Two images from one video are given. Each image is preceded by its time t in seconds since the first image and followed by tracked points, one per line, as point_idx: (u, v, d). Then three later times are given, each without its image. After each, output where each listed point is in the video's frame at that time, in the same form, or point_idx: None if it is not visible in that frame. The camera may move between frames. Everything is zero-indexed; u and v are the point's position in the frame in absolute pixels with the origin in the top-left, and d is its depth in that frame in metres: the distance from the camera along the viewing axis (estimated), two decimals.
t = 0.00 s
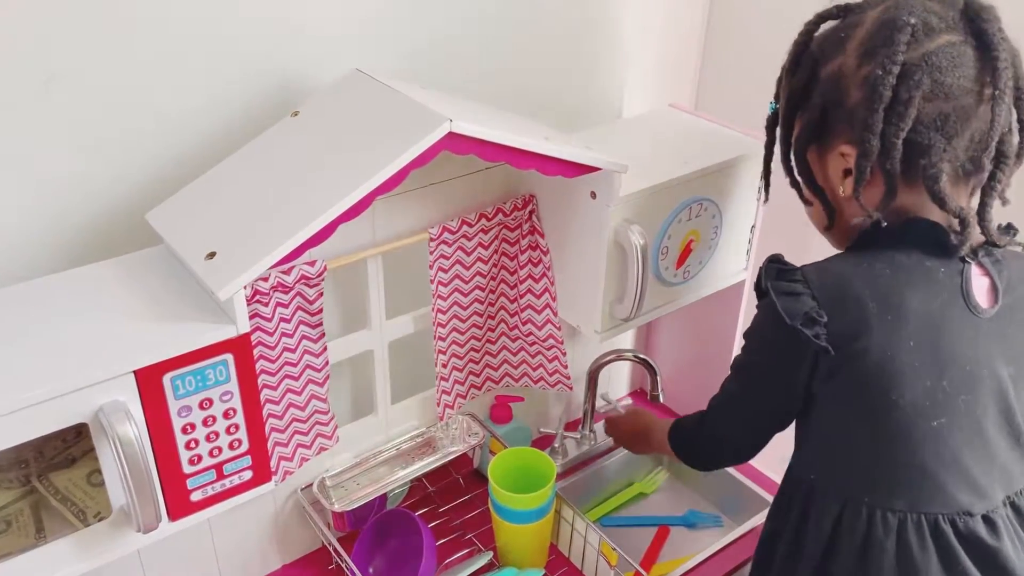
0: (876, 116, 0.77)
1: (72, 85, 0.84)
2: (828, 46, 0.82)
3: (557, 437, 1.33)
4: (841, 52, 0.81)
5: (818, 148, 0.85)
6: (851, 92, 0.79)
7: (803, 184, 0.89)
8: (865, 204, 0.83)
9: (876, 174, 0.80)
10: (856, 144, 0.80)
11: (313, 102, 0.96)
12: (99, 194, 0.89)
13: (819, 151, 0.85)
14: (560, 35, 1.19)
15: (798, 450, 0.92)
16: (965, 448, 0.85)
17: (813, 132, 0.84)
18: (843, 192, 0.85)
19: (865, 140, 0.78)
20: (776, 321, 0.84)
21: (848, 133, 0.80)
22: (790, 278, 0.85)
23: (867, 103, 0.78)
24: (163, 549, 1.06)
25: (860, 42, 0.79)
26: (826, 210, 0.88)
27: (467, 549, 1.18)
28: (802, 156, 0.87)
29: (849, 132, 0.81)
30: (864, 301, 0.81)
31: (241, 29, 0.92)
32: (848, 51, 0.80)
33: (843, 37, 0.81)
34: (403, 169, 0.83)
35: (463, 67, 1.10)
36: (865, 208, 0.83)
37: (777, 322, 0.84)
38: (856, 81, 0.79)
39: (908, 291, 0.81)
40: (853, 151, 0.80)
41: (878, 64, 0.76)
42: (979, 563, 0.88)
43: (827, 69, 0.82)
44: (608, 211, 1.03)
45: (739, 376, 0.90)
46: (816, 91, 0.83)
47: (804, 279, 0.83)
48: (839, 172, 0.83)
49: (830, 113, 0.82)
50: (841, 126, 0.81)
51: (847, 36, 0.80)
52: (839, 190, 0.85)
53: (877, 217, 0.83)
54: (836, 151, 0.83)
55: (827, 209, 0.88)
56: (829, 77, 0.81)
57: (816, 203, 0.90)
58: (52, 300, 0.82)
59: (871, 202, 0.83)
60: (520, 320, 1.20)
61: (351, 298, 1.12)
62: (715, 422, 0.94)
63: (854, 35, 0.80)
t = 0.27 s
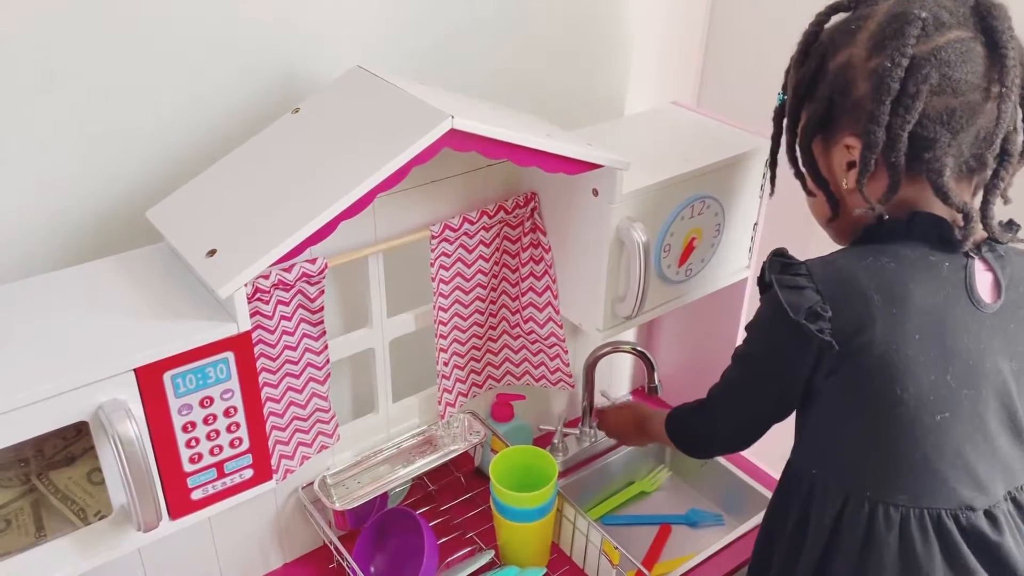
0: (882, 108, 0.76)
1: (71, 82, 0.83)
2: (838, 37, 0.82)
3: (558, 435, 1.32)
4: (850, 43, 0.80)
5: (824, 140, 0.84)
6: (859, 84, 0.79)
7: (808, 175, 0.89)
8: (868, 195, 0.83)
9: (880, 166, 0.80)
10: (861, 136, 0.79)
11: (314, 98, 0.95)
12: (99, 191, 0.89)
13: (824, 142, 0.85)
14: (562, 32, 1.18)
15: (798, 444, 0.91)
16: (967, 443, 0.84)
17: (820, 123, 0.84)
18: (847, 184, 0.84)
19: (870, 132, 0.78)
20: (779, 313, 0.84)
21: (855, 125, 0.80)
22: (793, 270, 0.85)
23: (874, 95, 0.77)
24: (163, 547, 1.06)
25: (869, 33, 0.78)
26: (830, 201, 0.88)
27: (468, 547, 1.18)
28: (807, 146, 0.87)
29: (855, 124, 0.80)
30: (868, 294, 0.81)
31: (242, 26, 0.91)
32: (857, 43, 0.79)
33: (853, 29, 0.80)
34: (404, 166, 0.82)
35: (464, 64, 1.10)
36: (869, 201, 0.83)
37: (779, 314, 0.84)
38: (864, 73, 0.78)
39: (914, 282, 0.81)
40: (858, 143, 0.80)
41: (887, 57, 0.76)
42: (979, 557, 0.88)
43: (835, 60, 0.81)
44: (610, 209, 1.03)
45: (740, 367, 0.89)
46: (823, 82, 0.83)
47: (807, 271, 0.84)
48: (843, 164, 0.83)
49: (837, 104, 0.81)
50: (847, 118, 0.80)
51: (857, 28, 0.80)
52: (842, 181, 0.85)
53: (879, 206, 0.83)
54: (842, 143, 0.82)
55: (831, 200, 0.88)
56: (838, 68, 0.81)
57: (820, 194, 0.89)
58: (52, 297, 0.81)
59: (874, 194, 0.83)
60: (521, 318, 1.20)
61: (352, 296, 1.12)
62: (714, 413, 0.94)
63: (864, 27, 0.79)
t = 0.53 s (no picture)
0: (891, 103, 0.76)
1: (74, 79, 0.83)
2: (847, 32, 0.82)
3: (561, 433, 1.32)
4: (860, 39, 0.80)
5: (832, 136, 0.84)
6: (868, 79, 0.79)
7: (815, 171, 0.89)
8: (875, 190, 0.83)
9: (887, 162, 0.80)
10: (870, 132, 0.79)
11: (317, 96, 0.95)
12: (102, 189, 0.88)
13: (832, 138, 0.84)
14: (565, 29, 1.18)
15: (808, 442, 0.91)
16: (976, 440, 0.84)
17: (828, 119, 0.84)
18: (855, 181, 0.84)
19: (878, 127, 0.78)
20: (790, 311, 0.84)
21: (863, 121, 0.80)
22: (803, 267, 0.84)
23: (883, 90, 0.77)
24: (167, 545, 1.06)
25: (879, 29, 0.78)
26: (837, 197, 0.88)
27: (471, 546, 1.18)
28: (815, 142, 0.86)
29: (863, 120, 0.80)
30: (879, 291, 0.80)
31: (245, 23, 0.91)
32: (867, 38, 0.79)
33: (863, 25, 0.80)
34: (409, 163, 0.82)
35: (467, 61, 1.10)
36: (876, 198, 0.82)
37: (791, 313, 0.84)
38: (873, 69, 0.78)
39: (926, 277, 0.81)
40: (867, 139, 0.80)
41: (897, 52, 0.76)
42: (988, 555, 0.87)
43: (844, 56, 0.81)
44: (614, 206, 1.03)
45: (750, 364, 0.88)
46: (832, 78, 0.83)
47: (818, 268, 0.83)
48: (851, 161, 0.83)
49: (846, 100, 0.81)
50: (855, 114, 0.80)
51: (867, 23, 0.80)
52: (850, 178, 0.84)
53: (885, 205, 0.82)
54: (850, 138, 0.82)
55: (838, 197, 0.88)
56: (847, 63, 0.81)
57: (828, 190, 0.89)
58: (54, 296, 0.81)
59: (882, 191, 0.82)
60: (525, 315, 1.20)
61: (355, 294, 1.12)
62: (727, 412, 0.93)
63: (874, 22, 0.79)
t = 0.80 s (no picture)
0: (898, 103, 0.76)
1: (76, 75, 0.83)
2: (855, 29, 0.81)
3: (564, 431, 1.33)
4: (868, 37, 0.79)
5: (840, 133, 0.84)
6: (875, 78, 0.78)
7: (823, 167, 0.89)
8: (881, 190, 0.82)
9: (895, 162, 0.80)
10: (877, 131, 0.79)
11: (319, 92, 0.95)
12: (103, 185, 0.88)
13: (840, 136, 0.84)
14: (568, 25, 1.17)
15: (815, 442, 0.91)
16: (981, 440, 0.84)
17: (836, 117, 0.83)
18: (863, 179, 0.84)
19: (886, 127, 0.77)
20: (795, 313, 0.83)
21: (870, 120, 0.80)
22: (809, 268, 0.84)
23: (890, 90, 0.76)
24: (168, 542, 1.05)
25: (887, 27, 0.77)
26: (845, 194, 0.88)
27: (474, 543, 1.17)
28: (823, 139, 0.86)
29: (871, 119, 0.80)
30: (886, 292, 0.80)
31: (247, 19, 0.91)
32: (874, 36, 0.78)
33: (870, 22, 0.79)
34: (412, 159, 0.82)
35: (470, 57, 1.09)
36: (884, 197, 0.82)
37: (795, 314, 0.83)
38: (881, 67, 0.77)
39: (932, 278, 0.80)
40: (875, 138, 0.80)
41: (904, 51, 0.75)
42: (990, 554, 0.87)
43: (852, 54, 0.80)
44: (618, 203, 1.02)
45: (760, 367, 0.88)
46: (840, 76, 0.82)
47: (823, 269, 0.83)
48: (859, 159, 0.83)
49: (854, 98, 0.81)
50: (862, 113, 0.80)
51: (875, 21, 0.79)
52: (858, 176, 0.84)
53: (893, 204, 0.82)
54: (858, 138, 0.82)
55: (846, 193, 0.87)
56: (855, 62, 0.80)
57: (835, 187, 0.89)
58: (55, 292, 0.81)
59: (889, 189, 0.82)
60: (527, 313, 1.19)
61: (357, 290, 1.11)
62: (744, 415, 0.93)
63: (882, 20, 0.78)
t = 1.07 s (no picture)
0: (918, 103, 0.76)
1: (77, 74, 0.83)
2: (870, 28, 0.80)
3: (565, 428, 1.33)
4: (884, 36, 0.78)
5: (854, 133, 0.83)
6: (892, 77, 0.78)
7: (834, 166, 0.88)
8: (898, 192, 0.82)
9: (913, 163, 0.79)
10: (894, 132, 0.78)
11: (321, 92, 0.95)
12: (105, 184, 0.88)
13: (853, 135, 0.83)
14: (570, 24, 1.17)
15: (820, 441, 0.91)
16: (984, 441, 0.84)
17: (850, 117, 0.83)
18: (877, 180, 0.83)
19: (905, 128, 0.77)
20: (801, 310, 0.84)
21: (887, 120, 0.79)
22: (816, 266, 0.84)
23: (909, 90, 0.76)
24: (170, 541, 1.06)
25: (905, 26, 0.77)
26: (857, 194, 0.87)
27: (475, 542, 1.18)
28: (836, 139, 0.85)
29: (888, 119, 0.79)
30: (892, 291, 0.80)
31: (249, 18, 0.91)
32: (892, 35, 0.78)
33: (887, 20, 0.79)
34: (414, 158, 0.82)
35: (472, 56, 1.09)
36: (901, 199, 0.82)
37: (801, 311, 0.84)
38: (899, 67, 0.77)
39: (938, 279, 0.80)
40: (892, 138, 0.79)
41: (924, 51, 0.75)
42: (990, 554, 0.87)
43: (867, 52, 0.80)
44: (620, 202, 1.02)
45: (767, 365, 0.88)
46: (855, 75, 0.81)
47: (830, 266, 0.83)
48: (873, 159, 0.82)
49: (870, 98, 0.80)
50: (878, 113, 0.80)
51: (892, 19, 0.78)
52: (872, 176, 0.84)
53: (910, 205, 0.82)
54: (874, 138, 0.81)
55: (857, 193, 0.87)
56: (871, 61, 0.79)
57: (848, 187, 0.88)
58: (56, 291, 0.81)
59: (904, 190, 0.82)
60: (529, 312, 1.19)
61: (359, 288, 1.12)
62: (744, 408, 0.93)
63: (899, 19, 0.78)
